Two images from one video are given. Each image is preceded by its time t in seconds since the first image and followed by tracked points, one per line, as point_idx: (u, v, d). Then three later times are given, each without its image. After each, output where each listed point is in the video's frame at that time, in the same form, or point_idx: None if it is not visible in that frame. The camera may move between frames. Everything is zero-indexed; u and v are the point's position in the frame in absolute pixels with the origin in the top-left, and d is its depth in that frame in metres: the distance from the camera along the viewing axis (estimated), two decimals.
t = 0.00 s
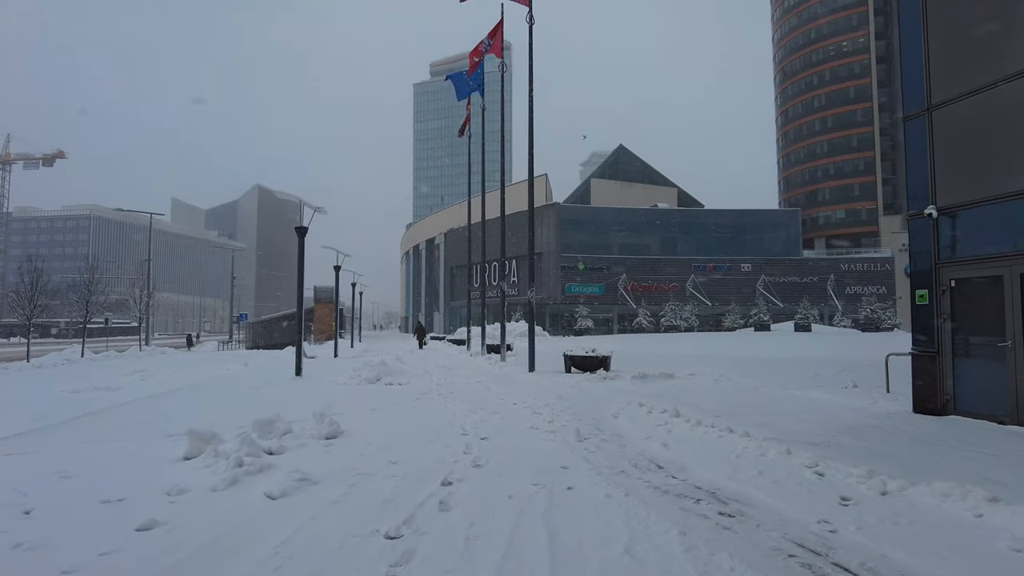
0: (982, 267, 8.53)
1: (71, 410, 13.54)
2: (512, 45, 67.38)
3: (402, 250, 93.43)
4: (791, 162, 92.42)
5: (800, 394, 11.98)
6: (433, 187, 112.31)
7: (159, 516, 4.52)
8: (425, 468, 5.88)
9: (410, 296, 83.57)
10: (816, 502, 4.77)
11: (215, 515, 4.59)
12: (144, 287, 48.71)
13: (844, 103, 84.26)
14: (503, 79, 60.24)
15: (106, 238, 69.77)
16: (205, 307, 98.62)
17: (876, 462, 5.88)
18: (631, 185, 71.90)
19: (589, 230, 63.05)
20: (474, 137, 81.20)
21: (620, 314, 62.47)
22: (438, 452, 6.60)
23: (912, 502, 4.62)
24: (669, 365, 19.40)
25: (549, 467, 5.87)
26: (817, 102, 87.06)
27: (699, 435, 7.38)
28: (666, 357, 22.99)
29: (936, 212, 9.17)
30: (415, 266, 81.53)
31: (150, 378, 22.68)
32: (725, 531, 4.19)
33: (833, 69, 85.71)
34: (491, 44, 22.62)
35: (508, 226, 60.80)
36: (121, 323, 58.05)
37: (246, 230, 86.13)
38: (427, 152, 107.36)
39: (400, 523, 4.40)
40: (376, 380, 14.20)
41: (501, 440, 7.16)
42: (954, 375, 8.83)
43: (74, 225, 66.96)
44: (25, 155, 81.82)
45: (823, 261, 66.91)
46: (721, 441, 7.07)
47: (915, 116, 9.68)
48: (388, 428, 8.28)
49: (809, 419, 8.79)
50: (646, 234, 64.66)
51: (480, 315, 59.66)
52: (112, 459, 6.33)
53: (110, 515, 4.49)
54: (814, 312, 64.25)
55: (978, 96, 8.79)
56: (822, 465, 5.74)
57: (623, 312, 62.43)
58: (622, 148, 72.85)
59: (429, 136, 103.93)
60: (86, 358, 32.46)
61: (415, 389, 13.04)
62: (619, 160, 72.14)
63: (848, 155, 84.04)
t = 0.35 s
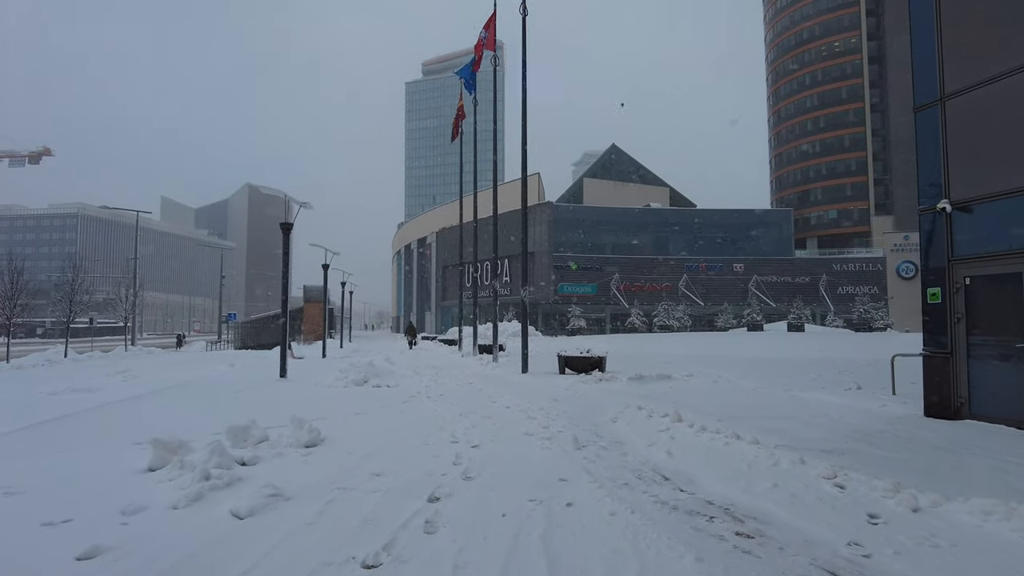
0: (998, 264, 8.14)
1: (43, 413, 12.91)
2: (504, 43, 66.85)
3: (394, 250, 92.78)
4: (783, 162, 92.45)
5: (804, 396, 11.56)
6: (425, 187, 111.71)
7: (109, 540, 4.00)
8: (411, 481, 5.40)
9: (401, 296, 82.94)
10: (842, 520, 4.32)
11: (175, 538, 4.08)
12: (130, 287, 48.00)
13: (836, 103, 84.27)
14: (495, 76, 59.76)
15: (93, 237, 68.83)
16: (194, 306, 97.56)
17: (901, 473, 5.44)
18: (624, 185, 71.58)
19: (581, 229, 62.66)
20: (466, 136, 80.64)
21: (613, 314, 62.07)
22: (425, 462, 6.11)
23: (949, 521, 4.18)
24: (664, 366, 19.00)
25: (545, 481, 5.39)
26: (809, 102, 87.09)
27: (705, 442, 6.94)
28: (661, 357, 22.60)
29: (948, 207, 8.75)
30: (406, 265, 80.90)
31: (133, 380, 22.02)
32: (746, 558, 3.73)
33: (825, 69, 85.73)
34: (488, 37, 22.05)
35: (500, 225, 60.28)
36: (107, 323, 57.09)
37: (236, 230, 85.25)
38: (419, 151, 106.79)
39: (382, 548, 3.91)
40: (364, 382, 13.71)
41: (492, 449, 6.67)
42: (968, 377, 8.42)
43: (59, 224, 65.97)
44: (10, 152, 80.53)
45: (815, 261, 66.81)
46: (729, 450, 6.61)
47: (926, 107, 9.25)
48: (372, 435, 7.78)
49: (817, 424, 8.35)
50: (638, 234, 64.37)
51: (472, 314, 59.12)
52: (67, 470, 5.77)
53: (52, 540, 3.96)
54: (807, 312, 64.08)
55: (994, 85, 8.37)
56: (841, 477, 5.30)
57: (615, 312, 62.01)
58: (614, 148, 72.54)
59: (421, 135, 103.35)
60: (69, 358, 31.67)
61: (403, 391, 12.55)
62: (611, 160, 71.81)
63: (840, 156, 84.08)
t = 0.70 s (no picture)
0: (1016, 263, 7.71)
1: (11, 419, 12.27)
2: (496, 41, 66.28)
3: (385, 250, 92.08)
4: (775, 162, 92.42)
5: (808, 400, 11.11)
6: (416, 186, 111.00)
7: None
8: (395, 502, 4.87)
9: (392, 296, 82.30)
10: (878, 551, 3.84)
11: None
12: (115, 286, 47.16)
13: (828, 103, 84.21)
14: (487, 74, 59.27)
15: (79, 236, 67.91)
16: (182, 307, 96.46)
17: (933, 489, 4.98)
18: (616, 185, 71.24)
19: (573, 229, 62.28)
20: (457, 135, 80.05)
21: (605, 314, 61.65)
22: (409, 478, 5.59)
23: (1001, 553, 3.70)
24: (660, 368, 18.50)
25: (543, 502, 4.87)
26: (801, 103, 87.07)
27: (712, 454, 6.45)
28: (656, 359, 22.14)
29: (964, 202, 8.29)
30: (397, 265, 80.28)
31: (113, 381, 21.37)
32: None
33: (817, 69, 85.69)
34: (481, 29, 21.42)
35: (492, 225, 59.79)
36: (91, 324, 56.24)
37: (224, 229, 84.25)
38: (410, 150, 106.26)
39: None
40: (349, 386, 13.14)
41: (484, 463, 6.16)
42: (986, 382, 7.98)
43: (45, 223, 65.08)
44: None
45: (807, 261, 66.68)
46: (739, 463, 6.12)
47: (940, 97, 8.78)
48: (354, 446, 7.24)
49: (828, 432, 7.88)
50: (630, 234, 64.09)
51: (463, 315, 58.60)
52: (12, 488, 5.19)
53: None
54: (800, 312, 63.87)
55: (1014, 72, 7.88)
56: (866, 496, 4.82)
57: (607, 312, 61.61)
58: (606, 147, 72.15)
59: (412, 134, 102.77)
60: (51, 359, 30.98)
61: (390, 395, 12.01)
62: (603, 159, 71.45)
63: (832, 156, 84.03)
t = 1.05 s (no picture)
0: None
1: None
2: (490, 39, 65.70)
3: (378, 249, 91.43)
4: (769, 162, 92.32)
5: (816, 402, 10.68)
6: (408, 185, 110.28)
7: None
8: (382, 521, 4.40)
9: (385, 296, 81.62)
10: None
11: None
12: (103, 285, 46.41)
13: (822, 103, 84.13)
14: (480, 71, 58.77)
15: (66, 235, 66.87)
16: (172, 306, 95.39)
17: (972, 504, 4.55)
18: (610, 184, 70.88)
19: (567, 228, 61.87)
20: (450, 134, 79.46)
21: (599, 314, 61.25)
22: (400, 493, 5.12)
23: None
24: (658, 369, 18.03)
25: (545, 521, 4.39)
26: (795, 102, 87.01)
27: (725, 464, 6.02)
28: (653, 359, 21.73)
29: (987, 194, 7.85)
30: (390, 264, 79.60)
31: (95, 383, 20.68)
32: None
33: (811, 69, 85.63)
34: (477, 22, 20.85)
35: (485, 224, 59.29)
36: (76, 323, 55.32)
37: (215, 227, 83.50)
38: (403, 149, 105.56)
39: None
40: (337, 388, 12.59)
41: (480, 474, 5.68)
42: (1010, 384, 7.57)
43: (31, 222, 64.01)
44: None
45: (802, 261, 66.48)
46: (756, 475, 5.66)
47: (958, 85, 8.35)
48: (341, 454, 6.73)
49: (846, 437, 7.41)
50: (625, 233, 63.76)
51: (456, 315, 58.07)
52: None
53: None
54: (795, 312, 63.63)
55: None
56: (903, 513, 4.38)
57: (602, 312, 61.20)
58: (600, 146, 71.74)
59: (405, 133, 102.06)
60: (33, 360, 30.21)
61: (380, 398, 11.47)
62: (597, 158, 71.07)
63: (826, 156, 83.96)
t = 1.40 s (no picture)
0: None
1: None
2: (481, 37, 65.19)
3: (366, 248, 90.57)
4: (758, 162, 92.37)
5: (817, 405, 10.32)
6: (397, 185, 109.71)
7: None
8: (362, 542, 3.92)
9: (374, 296, 80.96)
10: None
11: None
12: (86, 284, 45.46)
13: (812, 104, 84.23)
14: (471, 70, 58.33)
15: (50, 234, 65.76)
16: (158, 306, 94.13)
17: (1010, 519, 4.15)
18: (601, 184, 70.57)
19: (558, 228, 61.49)
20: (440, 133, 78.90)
21: (590, 314, 60.90)
22: (383, 508, 4.64)
23: None
24: (652, 370, 17.65)
25: (544, 543, 3.92)
26: (785, 103, 87.10)
27: (736, 473, 5.60)
28: (645, 360, 21.36)
29: (1004, 186, 7.46)
30: (379, 264, 78.93)
31: (72, 384, 20.03)
32: None
33: (801, 69, 85.73)
34: (468, 16, 20.29)
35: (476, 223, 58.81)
36: (57, 323, 54.34)
37: (202, 227, 82.32)
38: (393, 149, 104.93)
39: None
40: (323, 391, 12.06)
41: (472, 488, 5.19)
42: None
43: (13, 220, 62.88)
44: None
45: (792, 262, 66.43)
46: (772, 485, 5.22)
47: (973, 72, 7.97)
48: (323, 463, 6.24)
49: (857, 442, 7.03)
50: (616, 233, 63.49)
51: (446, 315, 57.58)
52: None
53: None
54: (786, 312, 63.56)
55: None
56: (941, 530, 3.97)
57: (592, 313, 60.87)
58: (591, 147, 71.46)
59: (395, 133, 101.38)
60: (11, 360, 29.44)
61: (365, 402, 10.93)
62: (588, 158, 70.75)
63: (816, 156, 84.03)
